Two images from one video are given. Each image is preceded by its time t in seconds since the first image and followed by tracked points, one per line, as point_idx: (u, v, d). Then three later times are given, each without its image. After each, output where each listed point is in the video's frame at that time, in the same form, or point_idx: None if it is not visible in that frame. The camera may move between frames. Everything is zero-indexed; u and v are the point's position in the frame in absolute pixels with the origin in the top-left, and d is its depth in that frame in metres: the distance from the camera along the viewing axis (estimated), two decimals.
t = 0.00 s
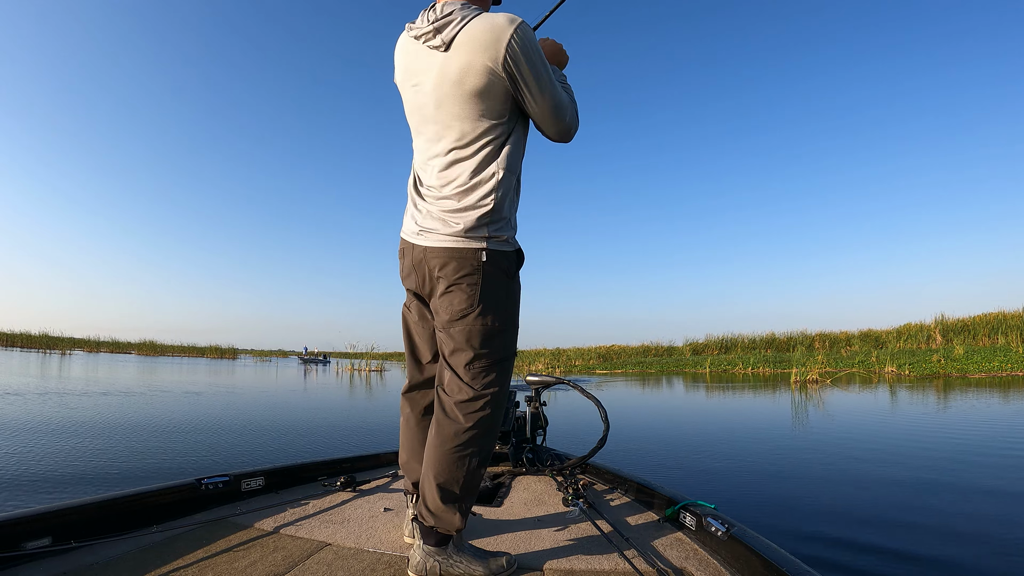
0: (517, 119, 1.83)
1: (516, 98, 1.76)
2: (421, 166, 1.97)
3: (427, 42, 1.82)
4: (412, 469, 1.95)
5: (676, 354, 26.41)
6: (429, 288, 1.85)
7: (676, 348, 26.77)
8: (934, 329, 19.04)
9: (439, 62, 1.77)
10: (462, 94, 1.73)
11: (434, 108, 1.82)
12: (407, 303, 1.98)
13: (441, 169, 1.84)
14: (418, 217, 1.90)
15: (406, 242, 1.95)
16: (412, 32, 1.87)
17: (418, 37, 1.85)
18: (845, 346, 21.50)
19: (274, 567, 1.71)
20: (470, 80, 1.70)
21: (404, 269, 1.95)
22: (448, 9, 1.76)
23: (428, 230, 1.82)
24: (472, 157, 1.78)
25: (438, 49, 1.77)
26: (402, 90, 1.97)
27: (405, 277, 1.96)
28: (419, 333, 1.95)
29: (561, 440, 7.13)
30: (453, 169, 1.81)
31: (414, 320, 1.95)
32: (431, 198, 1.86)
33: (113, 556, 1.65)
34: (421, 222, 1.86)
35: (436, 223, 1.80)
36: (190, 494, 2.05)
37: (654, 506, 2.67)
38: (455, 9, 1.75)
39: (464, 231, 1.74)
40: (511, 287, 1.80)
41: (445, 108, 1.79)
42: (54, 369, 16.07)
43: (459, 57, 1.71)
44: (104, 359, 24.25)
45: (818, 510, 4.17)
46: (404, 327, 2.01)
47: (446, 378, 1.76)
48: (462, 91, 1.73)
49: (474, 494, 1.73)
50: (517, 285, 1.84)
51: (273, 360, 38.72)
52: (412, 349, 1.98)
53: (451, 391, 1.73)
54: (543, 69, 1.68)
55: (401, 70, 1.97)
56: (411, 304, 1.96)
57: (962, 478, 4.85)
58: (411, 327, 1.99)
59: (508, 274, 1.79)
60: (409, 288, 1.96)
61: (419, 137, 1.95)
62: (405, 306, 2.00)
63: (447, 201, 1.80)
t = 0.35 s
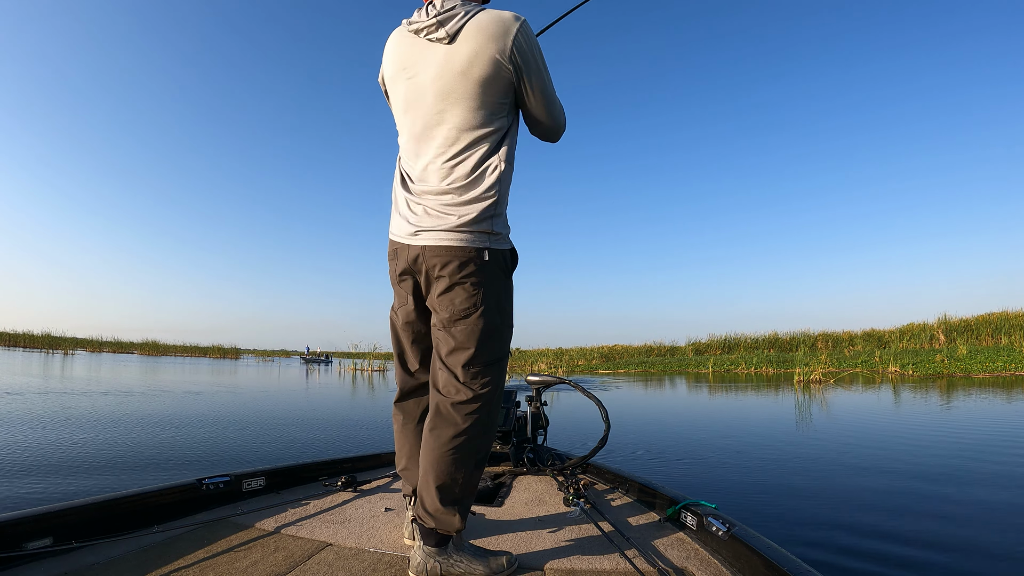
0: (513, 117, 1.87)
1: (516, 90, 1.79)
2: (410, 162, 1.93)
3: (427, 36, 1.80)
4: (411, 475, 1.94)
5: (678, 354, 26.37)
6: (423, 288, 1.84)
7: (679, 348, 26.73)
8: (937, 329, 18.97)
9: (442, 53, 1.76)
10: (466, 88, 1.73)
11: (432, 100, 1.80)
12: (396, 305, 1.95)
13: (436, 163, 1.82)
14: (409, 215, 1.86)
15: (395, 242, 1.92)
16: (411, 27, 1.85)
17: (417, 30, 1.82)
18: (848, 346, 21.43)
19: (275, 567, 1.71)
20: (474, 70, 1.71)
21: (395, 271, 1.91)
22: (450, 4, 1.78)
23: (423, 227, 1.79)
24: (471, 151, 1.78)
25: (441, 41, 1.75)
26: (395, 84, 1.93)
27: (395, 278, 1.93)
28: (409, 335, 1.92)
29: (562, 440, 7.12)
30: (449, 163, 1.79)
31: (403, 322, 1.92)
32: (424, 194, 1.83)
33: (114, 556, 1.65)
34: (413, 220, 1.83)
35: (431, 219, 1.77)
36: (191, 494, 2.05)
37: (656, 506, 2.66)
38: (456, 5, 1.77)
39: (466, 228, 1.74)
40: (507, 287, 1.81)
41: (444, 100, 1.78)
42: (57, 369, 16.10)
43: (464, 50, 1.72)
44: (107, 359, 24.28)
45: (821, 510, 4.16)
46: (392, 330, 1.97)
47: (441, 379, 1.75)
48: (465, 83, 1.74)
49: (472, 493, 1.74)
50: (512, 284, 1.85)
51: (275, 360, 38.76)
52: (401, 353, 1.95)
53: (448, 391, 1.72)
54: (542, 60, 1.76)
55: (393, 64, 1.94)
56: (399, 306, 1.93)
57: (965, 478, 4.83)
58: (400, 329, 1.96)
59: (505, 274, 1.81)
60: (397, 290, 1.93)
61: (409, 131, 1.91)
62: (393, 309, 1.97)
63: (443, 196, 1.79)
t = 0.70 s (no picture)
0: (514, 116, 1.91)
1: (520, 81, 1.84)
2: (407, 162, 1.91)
3: (434, 34, 1.80)
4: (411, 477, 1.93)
5: (681, 354, 26.35)
6: (423, 288, 1.84)
7: (681, 349, 26.71)
8: (940, 329, 18.91)
9: (448, 48, 1.77)
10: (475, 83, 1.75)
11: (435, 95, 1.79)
12: (392, 307, 1.94)
13: (435, 160, 1.81)
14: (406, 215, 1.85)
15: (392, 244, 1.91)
16: (413, 26, 1.85)
17: (422, 29, 1.82)
18: (850, 346, 21.37)
19: (277, 568, 1.72)
20: (481, 63, 1.73)
21: (394, 271, 1.90)
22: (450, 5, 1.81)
23: (422, 225, 1.78)
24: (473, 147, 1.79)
25: (449, 37, 1.77)
26: (400, 83, 1.89)
27: (392, 280, 1.92)
28: (406, 336, 1.91)
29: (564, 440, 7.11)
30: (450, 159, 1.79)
31: (400, 324, 1.92)
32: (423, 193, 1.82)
33: (116, 557, 1.66)
34: (412, 219, 1.82)
35: (432, 218, 1.76)
36: (192, 495, 2.06)
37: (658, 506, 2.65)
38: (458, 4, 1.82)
39: (471, 227, 1.74)
40: (506, 288, 1.83)
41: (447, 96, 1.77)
42: (59, 369, 16.12)
43: (469, 46, 1.74)
44: (109, 359, 24.30)
45: (823, 510, 4.14)
46: (388, 333, 1.96)
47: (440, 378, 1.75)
48: (471, 77, 1.74)
49: (472, 494, 1.74)
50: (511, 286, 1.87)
51: (277, 360, 38.78)
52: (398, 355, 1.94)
53: (448, 390, 1.72)
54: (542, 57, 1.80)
55: (391, 63, 1.92)
56: (396, 308, 1.92)
57: (967, 478, 4.81)
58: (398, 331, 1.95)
59: (505, 276, 1.82)
60: (394, 292, 1.92)
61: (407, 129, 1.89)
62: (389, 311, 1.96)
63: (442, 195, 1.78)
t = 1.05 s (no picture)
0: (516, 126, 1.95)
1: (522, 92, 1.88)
2: (412, 163, 1.91)
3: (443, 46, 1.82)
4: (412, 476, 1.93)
5: (683, 354, 26.31)
6: (426, 289, 1.85)
7: (684, 348, 26.67)
8: (943, 328, 18.85)
9: (458, 60, 1.81)
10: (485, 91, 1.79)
11: (445, 102, 1.81)
12: (393, 305, 1.94)
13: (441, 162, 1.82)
14: (410, 215, 1.85)
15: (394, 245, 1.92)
16: (420, 38, 1.86)
17: (429, 41, 1.84)
18: (853, 346, 21.30)
19: (277, 568, 1.72)
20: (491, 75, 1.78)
21: (397, 269, 1.90)
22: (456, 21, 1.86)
23: (427, 225, 1.80)
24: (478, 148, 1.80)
25: (460, 48, 1.81)
26: (409, 91, 1.88)
27: (393, 278, 1.93)
28: (409, 336, 1.91)
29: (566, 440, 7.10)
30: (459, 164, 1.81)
31: (402, 323, 1.92)
32: (428, 192, 1.82)
33: (117, 557, 1.66)
34: (417, 218, 1.83)
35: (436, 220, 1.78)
36: (193, 495, 2.07)
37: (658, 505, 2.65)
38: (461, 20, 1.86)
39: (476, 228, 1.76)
40: (508, 288, 1.84)
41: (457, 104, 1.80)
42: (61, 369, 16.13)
43: (480, 56, 1.79)
44: (111, 359, 24.35)
45: (825, 511, 4.14)
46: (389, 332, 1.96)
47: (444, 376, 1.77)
48: (480, 87, 1.79)
49: (474, 492, 1.75)
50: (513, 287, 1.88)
51: (280, 360, 38.83)
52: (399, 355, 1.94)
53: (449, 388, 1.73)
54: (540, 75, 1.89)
55: (396, 73, 1.92)
56: (398, 306, 1.92)
57: (970, 479, 4.79)
58: (399, 330, 1.94)
59: (507, 276, 1.83)
60: (396, 290, 1.92)
61: (414, 134, 1.88)
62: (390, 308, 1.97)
63: (448, 195, 1.79)
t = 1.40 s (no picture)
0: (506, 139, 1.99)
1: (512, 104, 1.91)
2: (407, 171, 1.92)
3: (434, 65, 1.83)
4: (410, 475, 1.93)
5: (686, 354, 26.30)
6: (423, 289, 1.86)
7: (686, 348, 26.66)
8: (946, 328, 18.80)
9: (450, 78, 1.81)
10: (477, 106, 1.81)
11: (439, 119, 1.82)
12: (390, 305, 1.94)
13: (436, 173, 1.83)
14: (408, 221, 1.86)
15: (391, 247, 1.92)
16: (410, 56, 1.86)
17: (419, 58, 1.84)
18: (856, 346, 21.24)
19: (277, 567, 1.72)
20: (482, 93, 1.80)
21: (393, 268, 1.89)
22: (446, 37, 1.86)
23: (424, 231, 1.81)
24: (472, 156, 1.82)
25: (450, 66, 1.81)
26: (404, 109, 1.89)
27: (390, 278, 1.93)
28: (405, 335, 1.92)
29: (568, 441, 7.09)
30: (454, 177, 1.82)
31: (400, 322, 1.92)
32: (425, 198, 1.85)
33: (117, 557, 1.67)
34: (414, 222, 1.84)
35: (433, 224, 1.79)
36: (192, 494, 2.07)
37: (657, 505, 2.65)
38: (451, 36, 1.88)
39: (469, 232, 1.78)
40: (502, 286, 1.85)
41: (451, 121, 1.81)
42: (64, 369, 16.16)
43: (472, 73, 1.80)
44: (113, 359, 24.36)
45: (827, 512, 4.12)
46: (386, 331, 1.96)
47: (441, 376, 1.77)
48: (473, 104, 1.80)
49: (474, 484, 1.76)
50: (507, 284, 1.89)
51: (282, 360, 38.85)
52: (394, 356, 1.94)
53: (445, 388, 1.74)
54: (526, 93, 1.94)
55: (390, 90, 1.92)
56: (395, 305, 1.92)
57: (973, 479, 4.78)
58: (394, 328, 1.94)
59: (501, 274, 1.85)
60: (391, 288, 1.92)
61: (410, 146, 1.89)
62: (386, 306, 1.97)
63: (444, 203, 1.81)
